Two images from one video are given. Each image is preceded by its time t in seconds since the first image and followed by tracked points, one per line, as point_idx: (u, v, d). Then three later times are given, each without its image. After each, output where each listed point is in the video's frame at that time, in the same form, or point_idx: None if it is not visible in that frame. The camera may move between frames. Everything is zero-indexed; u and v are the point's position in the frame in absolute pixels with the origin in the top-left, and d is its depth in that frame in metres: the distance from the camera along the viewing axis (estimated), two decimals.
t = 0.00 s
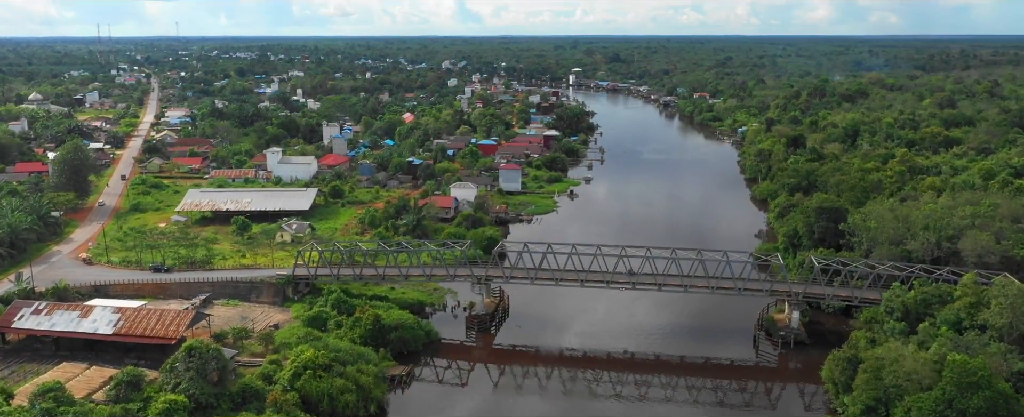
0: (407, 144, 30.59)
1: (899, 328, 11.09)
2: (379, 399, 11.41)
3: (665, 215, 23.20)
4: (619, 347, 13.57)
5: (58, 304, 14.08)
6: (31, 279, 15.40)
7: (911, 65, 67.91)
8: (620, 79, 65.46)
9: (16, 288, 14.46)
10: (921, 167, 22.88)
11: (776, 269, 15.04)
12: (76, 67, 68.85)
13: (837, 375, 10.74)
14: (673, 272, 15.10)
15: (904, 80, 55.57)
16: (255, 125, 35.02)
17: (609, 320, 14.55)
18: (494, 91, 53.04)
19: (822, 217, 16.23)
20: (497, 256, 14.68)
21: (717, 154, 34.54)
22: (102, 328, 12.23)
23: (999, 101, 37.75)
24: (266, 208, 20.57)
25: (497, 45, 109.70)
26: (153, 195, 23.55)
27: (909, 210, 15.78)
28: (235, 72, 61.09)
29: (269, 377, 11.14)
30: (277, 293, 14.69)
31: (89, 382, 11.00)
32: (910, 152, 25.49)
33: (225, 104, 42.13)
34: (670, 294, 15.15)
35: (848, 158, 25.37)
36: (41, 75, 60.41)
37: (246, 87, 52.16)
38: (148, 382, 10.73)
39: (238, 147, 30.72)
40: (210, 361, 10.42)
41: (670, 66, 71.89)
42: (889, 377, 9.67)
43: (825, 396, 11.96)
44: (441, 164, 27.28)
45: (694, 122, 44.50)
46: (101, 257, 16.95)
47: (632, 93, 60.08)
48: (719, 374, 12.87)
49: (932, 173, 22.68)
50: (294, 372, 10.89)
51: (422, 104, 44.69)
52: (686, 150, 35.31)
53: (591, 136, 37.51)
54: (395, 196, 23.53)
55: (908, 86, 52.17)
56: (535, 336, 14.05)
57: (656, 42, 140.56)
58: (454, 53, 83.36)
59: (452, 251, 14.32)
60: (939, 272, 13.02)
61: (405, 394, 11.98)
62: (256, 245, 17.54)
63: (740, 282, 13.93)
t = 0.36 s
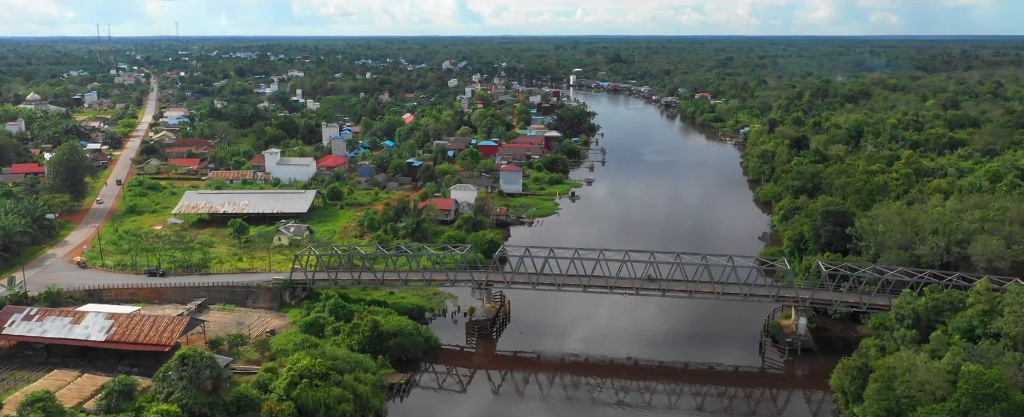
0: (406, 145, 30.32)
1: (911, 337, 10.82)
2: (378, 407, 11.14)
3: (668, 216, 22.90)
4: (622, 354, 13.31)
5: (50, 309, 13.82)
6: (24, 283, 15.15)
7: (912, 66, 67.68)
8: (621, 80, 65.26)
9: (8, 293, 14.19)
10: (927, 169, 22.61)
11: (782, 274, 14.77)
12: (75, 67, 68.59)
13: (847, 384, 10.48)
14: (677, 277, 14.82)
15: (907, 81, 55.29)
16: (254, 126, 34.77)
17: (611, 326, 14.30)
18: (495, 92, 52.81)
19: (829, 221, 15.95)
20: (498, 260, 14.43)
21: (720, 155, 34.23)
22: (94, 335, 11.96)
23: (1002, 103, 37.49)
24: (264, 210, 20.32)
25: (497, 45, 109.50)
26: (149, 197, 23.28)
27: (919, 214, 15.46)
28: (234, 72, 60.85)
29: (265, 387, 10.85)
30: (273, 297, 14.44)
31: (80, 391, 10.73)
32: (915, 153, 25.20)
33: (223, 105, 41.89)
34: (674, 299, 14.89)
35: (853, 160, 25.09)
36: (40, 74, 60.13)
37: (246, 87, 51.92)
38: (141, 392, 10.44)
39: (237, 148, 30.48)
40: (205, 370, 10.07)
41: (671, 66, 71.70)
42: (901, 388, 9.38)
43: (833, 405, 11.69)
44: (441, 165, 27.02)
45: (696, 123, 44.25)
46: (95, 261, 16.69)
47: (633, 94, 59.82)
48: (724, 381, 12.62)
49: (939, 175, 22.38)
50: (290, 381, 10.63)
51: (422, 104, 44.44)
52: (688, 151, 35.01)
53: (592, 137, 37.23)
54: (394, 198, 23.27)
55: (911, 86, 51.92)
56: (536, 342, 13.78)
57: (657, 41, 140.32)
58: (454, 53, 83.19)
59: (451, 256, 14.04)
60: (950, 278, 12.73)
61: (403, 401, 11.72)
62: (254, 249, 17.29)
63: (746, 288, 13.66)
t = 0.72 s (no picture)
0: (406, 146, 30.06)
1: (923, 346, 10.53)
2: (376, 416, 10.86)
3: (671, 218, 22.60)
4: (625, 361, 13.03)
5: (42, 315, 13.54)
6: (16, 287, 14.87)
7: (915, 68, 67.39)
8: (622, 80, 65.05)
9: None
10: (933, 171, 22.30)
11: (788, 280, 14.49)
12: (74, 67, 68.32)
13: (857, 395, 10.19)
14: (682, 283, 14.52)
15: (909, 82, 54.99)
16: (253, 127, 34.53)
17: (615, 332, 14.01)
18: (495, 92, 52.59)
19: (836, 225, 15.64)
20: (499, 265, 14.16)
21: (723, 156, 33.92)
22: (85, 342, 11.68)
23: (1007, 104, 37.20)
24: (262, 213, 20.04)
25: (498, 46, 109.56)
26: (145, 199, 23.01)
27: (928, 218, 15.15)
28: (234, 73, 60.60)
29: (260, 396, 10.58)
30: (269, 303, 14.16)
31: (70, 400, 10.47)
32: (921, 155, 24.90)
33: (222, 106, 41.62)
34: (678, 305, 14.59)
35: (857, 162, 24.80)
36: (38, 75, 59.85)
37: (245, 87, 51.69)
38: (132, 401, 10.18)
39: (235, 149, 30.25)
40: (197, 379, 9.86)
41: (673, 66, 71.47)
42: (915, 399, 9.10)
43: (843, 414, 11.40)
44: (442, 167, 26.76)
45: (698, 124, 43.96)
46: (90, 265, 16.41)
47: (634, 94, 59.55)
48: (730, 388, 12.33)
49: (945, 177, 22.09)
50: (286, 390, 10.35)
51: (422, 104, 44.20)
52: (690, 152, 34.72)
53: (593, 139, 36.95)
54: (393, 200, 23.01)
55: (914, 87, 51.61)
56: (538, 348, 13.50)
57: (658, 41, 140.08)
58: (455, 54, 82.99)
59: (451, 261, 13.75)
60: (961, 284, 12.44)
61: (401, 410, 11.43)
62: (251, 252, 17.03)
63: (752, 294, 13.38)
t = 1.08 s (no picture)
0: (406, 147, 29.79)
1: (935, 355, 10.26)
2: None
3: (673, 221, 22.30)
4: (629, 368, 12.74)
5: (34, 321, 13.27)
6: (8, 292, 14.59)
7: (917, 68, 67.07)
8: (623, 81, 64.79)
9: None
10: (939, 174, 22.00)
11: (795, 285, 14.19)
12: (74, 67, 68.11)
13: (867, 406, 9.92)
14: (686, 289, 14.23)
15: (912, 82, 54.65)
16: (252, 128, 34.27)
17: (617, 339, 13.72)
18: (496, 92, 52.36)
19: (843, 230, 15.34)
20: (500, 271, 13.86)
21: (725, 157, 33.61)
22: (76, 350, 11.40)
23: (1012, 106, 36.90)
24: (259, 216, 19.76)
25: (498, 47, 109.40)
26: (142, 201, 22.74)
27: (938, 222, 14.82)
28: (234, 73, 60.35)
29: (255, 405, 10.31)
30: (266, 308, 13.88)
31: (60, 410, 10.20)
32: (926, 158, 24.61)
33: (221, 106, 41.38)
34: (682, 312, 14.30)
35: (861, 165, 24.51)
36: (37, 75, 59.61)
37: (244, 88, 51.46)
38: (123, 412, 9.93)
39: (233, 150, 29.98)
40: (190, 390, 9.70)
41: (674, 66, 71.18)
42: (929, 411, 8.83)
43: None
44: (441, 169, 26.49)
45: (699, 125, 43.68)
46: (84, 269, 16.14)
47: (635, 95, 59.27)
48: (736, 397, 12.03)
49: (951, 179, 21.81)
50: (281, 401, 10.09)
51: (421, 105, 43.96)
52: (692, 153, 34.41)
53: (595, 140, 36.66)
54: (392, 203, 22.74)
55: (917, 88, 51.31)
56: (540, 355, 13.21)
57: (659, 41, 139.95)
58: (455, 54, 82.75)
59: (452, 267, 13.46)
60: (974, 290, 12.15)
61: None
62: (248, 256, 16.76)
63: (760, 300, 13.08)
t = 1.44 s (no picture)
0: (406, 148, 29.49)
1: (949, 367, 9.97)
2: None
3: (676, 224, 22.00)
4: (632, 376, 12.45)
5: (24, 327, 12.96)
6: None
7: (920, 69, 66.76)
8: (624, 81, 64.51)
9: None
10: (945, 176, 21.69)
11: (803, 291, 13.89)
12: (73, 68, 67.86)
13: None
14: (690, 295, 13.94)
15: (914, 83, 54.32)
16: (251, 129, 33.97)
17: (619, 346, 13.43)
18: (496, 93, 52.08)
19: (851, 235, 15.02)
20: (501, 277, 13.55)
21: (726, 159, 33.31)
22: (65, 360, 11.09)
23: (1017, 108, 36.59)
24: (257, 219, 19.45)
25: (499, 47, 109.20)
26: (137, 204, 22.44)
27: (948, 227, 14.46)
28: (233, 73, 60.07)
29: None
30: (261, 315, 13.58)
31: None
32: (931, 160, 24.30)
33: (219, 107, 41.11)
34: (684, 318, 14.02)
35: (866, 167, 24.21)
36: (36, 75, 59.34)
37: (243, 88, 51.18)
38: None
39: (231, 151, 29.68)
40: (181, 402, 9.43)
41: (675, 67, 70.86)
42: None
43: None
44: (442, 171, 26.18)
45: (701, 127, 43.40)
46: (77, 273, 15.84)
47: (636, 96, 58.98)
48: (743, 405, 11.72)
49: (959, 182, 21.48)
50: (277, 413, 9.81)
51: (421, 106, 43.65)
52: (694, 155, 34.09)
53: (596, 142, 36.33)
54: (392, 205, 22.43)
55: (920, 89, 51.02)
56: (541, 363, 12.92)
57: (659, 42, 139.82)
58: (455, 54, 82.52)
59: (452, 272, 13.16)
60: (987, 298, 11.78)
61: None
62: (244, 261, 16.47)
63: (767, 307, 12.79)
